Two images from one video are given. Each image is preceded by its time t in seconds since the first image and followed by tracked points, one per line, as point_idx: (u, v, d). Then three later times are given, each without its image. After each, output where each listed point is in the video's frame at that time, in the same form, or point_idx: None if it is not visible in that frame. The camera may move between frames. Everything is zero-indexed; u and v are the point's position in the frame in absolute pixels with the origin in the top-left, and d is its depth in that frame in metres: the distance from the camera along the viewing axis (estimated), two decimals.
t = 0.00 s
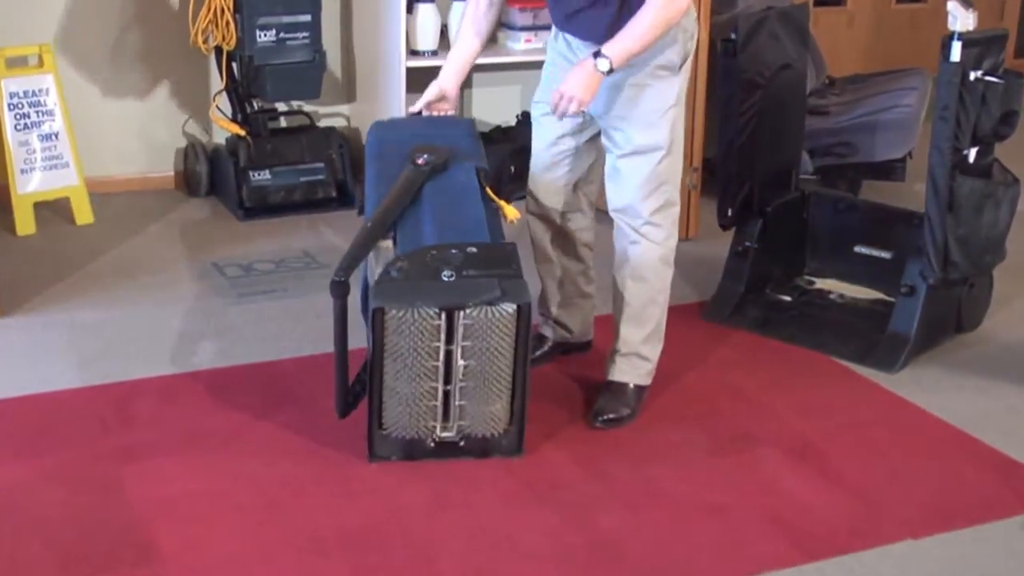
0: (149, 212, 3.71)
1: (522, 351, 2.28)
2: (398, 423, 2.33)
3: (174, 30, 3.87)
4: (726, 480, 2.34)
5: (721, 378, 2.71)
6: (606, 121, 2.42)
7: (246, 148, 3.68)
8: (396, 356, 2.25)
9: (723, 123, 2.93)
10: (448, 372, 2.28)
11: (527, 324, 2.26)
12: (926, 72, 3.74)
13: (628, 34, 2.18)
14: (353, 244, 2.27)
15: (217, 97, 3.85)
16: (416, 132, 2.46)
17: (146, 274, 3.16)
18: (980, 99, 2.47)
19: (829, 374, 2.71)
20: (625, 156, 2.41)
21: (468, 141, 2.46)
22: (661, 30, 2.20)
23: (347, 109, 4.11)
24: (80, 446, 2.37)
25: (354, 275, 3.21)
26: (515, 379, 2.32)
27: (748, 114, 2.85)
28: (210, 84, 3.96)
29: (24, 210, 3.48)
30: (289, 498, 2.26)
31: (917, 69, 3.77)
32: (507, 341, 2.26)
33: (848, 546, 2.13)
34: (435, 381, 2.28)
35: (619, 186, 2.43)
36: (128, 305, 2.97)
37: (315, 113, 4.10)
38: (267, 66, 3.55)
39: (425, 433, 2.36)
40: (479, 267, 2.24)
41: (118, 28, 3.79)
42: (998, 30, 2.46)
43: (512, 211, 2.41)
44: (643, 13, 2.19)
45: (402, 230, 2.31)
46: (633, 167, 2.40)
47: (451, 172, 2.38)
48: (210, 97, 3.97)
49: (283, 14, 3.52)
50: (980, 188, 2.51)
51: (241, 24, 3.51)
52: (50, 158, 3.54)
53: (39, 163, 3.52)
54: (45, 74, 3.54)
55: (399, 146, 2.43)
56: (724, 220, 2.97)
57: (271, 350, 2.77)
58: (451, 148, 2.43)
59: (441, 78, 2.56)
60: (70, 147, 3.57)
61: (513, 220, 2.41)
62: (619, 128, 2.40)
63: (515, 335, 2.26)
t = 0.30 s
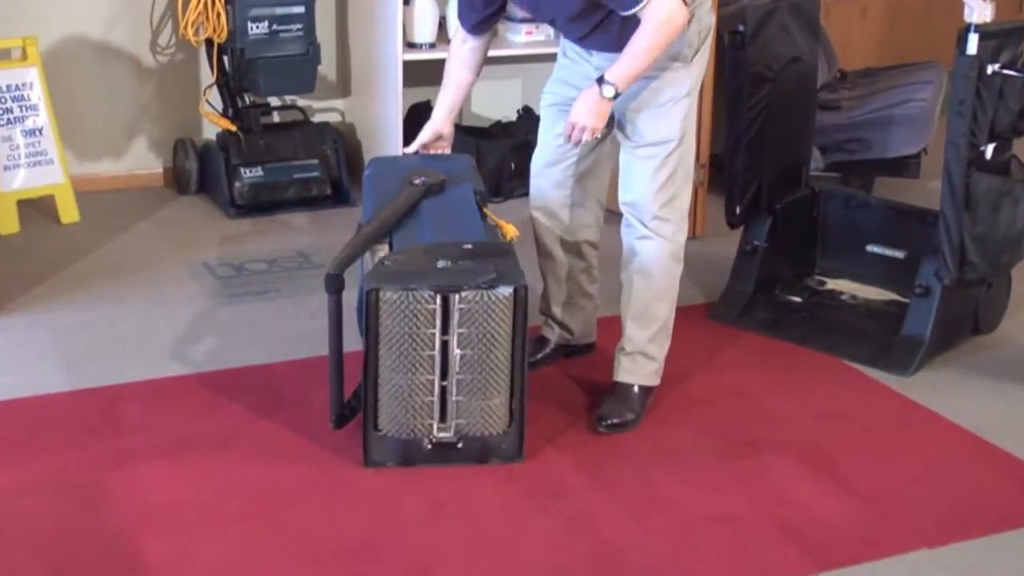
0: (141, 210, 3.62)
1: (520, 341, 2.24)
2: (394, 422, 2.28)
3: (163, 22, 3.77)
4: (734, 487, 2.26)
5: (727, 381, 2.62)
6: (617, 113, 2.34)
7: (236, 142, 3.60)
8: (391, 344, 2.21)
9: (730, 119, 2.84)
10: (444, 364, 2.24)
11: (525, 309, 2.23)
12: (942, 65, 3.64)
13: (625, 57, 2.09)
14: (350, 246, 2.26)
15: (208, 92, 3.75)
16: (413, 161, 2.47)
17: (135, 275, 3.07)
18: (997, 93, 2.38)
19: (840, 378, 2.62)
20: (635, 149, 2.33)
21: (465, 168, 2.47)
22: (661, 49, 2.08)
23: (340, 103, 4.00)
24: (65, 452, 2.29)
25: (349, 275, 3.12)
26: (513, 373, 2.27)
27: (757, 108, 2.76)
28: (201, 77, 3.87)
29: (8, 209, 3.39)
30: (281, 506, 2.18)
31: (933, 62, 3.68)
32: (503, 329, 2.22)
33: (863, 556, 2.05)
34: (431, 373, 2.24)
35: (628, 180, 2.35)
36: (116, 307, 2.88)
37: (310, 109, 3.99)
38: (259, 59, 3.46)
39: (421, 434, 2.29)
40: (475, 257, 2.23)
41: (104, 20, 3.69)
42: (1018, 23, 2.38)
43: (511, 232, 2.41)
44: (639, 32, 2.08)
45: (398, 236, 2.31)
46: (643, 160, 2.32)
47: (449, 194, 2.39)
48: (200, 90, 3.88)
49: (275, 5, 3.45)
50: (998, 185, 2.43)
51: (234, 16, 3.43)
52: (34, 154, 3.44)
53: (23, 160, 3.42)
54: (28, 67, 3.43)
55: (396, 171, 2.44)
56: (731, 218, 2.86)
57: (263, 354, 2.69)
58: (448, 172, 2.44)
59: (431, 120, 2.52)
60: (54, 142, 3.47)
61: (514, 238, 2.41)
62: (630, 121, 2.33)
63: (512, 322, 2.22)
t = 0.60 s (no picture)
0: (133, 208, 3.54)
1: (519, 336, 2.17)
2: (390, 423, 2.20)
3: (151, 14, 3.69)
4: (741, 494, 2.18)
5: (734, 384, 2.54)
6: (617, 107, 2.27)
7: (228, 138, 3.52)
8: (386, 339, 2.14)
9: (738, 114, 2.77)
10: (441, 360, 2.17)
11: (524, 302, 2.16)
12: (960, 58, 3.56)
13: (618, 67, 2.03)
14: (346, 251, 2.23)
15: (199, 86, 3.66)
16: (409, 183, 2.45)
17: (124, 275, 3.00)
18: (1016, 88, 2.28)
19: (850, 381, 2.54)
20: (635, 144, 2.26)
21: (463, 187, 2.45)
22: (653, 56, 2.01)
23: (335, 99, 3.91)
24: (48, 459, 2.21)
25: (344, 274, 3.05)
26: (513, 371, 2.20)
27: (766, 103, 2.70)
28: (192, 71, 3.79)
29: None
30: (271, 514, 2.10)
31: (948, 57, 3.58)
32: (502, 322, 2.16)
33: (877, 567, 1.97)
34: (427, 369, 2.17)
35: (628, 176, 2.28)
36: (104, 308, 2.80)
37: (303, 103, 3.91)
38: (251, 52, 3.37)
39: (418, 435, 2.22)
40: (471, 252, 2.18)
41: (91, 12, 3.62)
42: None
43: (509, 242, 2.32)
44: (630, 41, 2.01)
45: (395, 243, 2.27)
46: (643, 155, 2.25)
47: (447, 208, 2.36)
48: (190, 83, 3.81)
49: None
50: (1016, 184, 2.33)
51: (224, 9, 3.32)
52: (18, 149, 3.36)
53: (6, 156, 3.34)
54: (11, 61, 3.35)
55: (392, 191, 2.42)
56: (739, 217, 2.81)
57: (254, 356, 2.61)
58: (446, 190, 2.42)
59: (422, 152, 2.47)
60: (38, 138, 3.39)
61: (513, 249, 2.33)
62: (630, 115, 2.26)
63: (511, 316, 2.16)
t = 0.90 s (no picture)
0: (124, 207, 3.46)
1: (520, 338, 2.09)
2: (387, 429, 2.12)
3: (138, 5, 3.62)
4: (751, 502, 2.10)
5: (742, 388, 2.46)
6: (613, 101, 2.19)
7: (218, 133, 3.43)
8: (383, 341, 2.06)
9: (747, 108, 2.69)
10: (440, 363, 2.09)
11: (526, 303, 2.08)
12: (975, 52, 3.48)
13: (607, 61, 1.94)
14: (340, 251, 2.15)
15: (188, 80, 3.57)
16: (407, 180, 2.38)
17: (112, 276, 2.92)
18: None
19: (862, 385, 2.46)
20: (633, 140, 2.18)
21: (462, 186, 2.37)
22: (643, 53, 1.93)
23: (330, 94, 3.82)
24: (32, 465, 2.14)
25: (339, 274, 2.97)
26: (514, 374, 2.12)
27: (777, 96, 2.61)
28: (180, 63, 3.71)
29: None
30: (262, 523, 2.02)
31: (964, 49, 3.49)
32: (502, 324, 2.08)
33: None
34: (425, 373, 2.09)
35: (627, 173, 2.20)
36: (91, 309, 2.72)
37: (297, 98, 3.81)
38: (242, 44, 3.28)
39: (416, 441, 2.14)
40: (470, 252, 2.10)
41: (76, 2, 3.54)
42: None
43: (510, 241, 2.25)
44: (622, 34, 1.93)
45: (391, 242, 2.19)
46: (642, 151, 2.17)
47: (446, 207, 2.28)
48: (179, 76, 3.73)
49: None
50: None
51: None
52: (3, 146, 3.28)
53: None
54: None
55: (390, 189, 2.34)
56: (747, 215, 2.72)
57: (244, 360, 2.53)
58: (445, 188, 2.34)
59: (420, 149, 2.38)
60: (23, 134, 3.30)
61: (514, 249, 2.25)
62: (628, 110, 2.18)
63: (512, 317, 2.08)
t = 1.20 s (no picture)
0: (116, 204, 3.38)
1: (522, 339, 2.01)
2: (383, 435, 2.04)
3: None
4: (760, 511, 2.02)
5: (751, 392, 2.38)
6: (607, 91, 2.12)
7: (209, 128, 3.35)
8: (379, 344, 1.99)
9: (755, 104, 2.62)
10: (438, 366, 2.01)
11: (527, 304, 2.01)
12: (991, 45, 3.41)
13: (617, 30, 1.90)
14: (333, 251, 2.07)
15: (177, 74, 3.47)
16: (405, 176, 2.30)
17: (101, 277, 2.84)
18: None
19: (874, 389, 2.38)
20: (626, 131, 2.11)
21: (459, 182, 2.29)
22: (654, 23, 1.90)
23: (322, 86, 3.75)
24: (14, 473, 2.06)
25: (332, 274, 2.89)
26: (515, 378, 2.04)
27: (786, 90, 2.55)
28: (169, 56, 3.60)
29: None
30: (254, 532, 1.94)
31: (984, 41, 3.46)
32: (502, 325, 2.00)
33: None
34: (423, 377, 2.01)
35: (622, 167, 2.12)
36: (79, 311, 2.64)
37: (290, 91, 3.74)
38: (233, 37, 3.19)
39: (413, 447, 2.06)
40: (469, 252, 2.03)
41: None
42: None
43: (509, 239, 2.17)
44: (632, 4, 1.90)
45: (385, 242, 2.12)
46: (636, 143, 2.09)
47: (444, 203, 2.21)
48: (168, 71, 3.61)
49: None
50: None
51: None
52: None
53: None
54: None
55: (386, 186, 2.26)
56: (756, 213, 2.65)
57: (235, 363, 2.46)
58: (443, 185, 2.26)
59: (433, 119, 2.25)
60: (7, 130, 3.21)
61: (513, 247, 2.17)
62: (620, 100, 2.10)
63: (513, 318, 2.00)
